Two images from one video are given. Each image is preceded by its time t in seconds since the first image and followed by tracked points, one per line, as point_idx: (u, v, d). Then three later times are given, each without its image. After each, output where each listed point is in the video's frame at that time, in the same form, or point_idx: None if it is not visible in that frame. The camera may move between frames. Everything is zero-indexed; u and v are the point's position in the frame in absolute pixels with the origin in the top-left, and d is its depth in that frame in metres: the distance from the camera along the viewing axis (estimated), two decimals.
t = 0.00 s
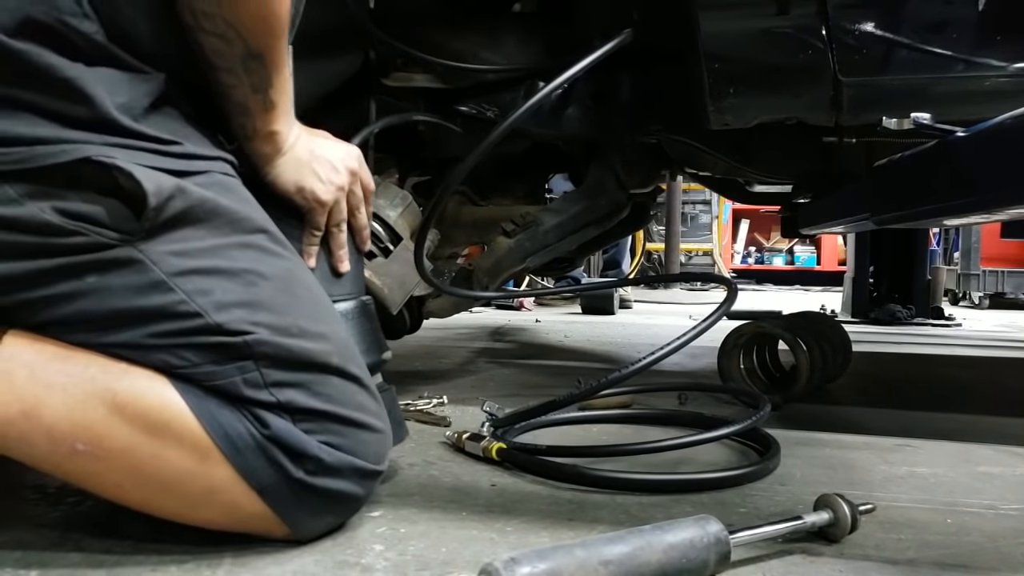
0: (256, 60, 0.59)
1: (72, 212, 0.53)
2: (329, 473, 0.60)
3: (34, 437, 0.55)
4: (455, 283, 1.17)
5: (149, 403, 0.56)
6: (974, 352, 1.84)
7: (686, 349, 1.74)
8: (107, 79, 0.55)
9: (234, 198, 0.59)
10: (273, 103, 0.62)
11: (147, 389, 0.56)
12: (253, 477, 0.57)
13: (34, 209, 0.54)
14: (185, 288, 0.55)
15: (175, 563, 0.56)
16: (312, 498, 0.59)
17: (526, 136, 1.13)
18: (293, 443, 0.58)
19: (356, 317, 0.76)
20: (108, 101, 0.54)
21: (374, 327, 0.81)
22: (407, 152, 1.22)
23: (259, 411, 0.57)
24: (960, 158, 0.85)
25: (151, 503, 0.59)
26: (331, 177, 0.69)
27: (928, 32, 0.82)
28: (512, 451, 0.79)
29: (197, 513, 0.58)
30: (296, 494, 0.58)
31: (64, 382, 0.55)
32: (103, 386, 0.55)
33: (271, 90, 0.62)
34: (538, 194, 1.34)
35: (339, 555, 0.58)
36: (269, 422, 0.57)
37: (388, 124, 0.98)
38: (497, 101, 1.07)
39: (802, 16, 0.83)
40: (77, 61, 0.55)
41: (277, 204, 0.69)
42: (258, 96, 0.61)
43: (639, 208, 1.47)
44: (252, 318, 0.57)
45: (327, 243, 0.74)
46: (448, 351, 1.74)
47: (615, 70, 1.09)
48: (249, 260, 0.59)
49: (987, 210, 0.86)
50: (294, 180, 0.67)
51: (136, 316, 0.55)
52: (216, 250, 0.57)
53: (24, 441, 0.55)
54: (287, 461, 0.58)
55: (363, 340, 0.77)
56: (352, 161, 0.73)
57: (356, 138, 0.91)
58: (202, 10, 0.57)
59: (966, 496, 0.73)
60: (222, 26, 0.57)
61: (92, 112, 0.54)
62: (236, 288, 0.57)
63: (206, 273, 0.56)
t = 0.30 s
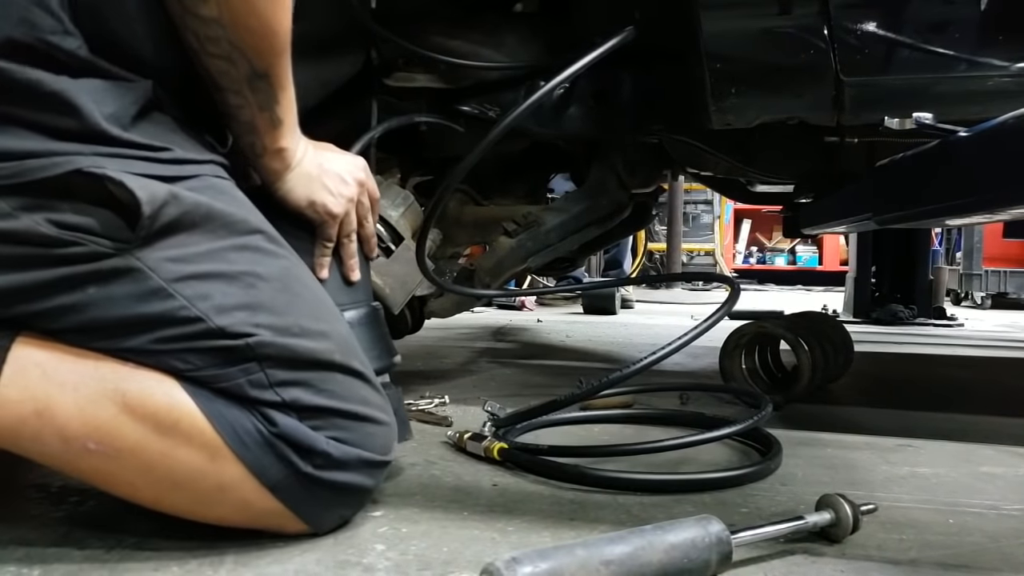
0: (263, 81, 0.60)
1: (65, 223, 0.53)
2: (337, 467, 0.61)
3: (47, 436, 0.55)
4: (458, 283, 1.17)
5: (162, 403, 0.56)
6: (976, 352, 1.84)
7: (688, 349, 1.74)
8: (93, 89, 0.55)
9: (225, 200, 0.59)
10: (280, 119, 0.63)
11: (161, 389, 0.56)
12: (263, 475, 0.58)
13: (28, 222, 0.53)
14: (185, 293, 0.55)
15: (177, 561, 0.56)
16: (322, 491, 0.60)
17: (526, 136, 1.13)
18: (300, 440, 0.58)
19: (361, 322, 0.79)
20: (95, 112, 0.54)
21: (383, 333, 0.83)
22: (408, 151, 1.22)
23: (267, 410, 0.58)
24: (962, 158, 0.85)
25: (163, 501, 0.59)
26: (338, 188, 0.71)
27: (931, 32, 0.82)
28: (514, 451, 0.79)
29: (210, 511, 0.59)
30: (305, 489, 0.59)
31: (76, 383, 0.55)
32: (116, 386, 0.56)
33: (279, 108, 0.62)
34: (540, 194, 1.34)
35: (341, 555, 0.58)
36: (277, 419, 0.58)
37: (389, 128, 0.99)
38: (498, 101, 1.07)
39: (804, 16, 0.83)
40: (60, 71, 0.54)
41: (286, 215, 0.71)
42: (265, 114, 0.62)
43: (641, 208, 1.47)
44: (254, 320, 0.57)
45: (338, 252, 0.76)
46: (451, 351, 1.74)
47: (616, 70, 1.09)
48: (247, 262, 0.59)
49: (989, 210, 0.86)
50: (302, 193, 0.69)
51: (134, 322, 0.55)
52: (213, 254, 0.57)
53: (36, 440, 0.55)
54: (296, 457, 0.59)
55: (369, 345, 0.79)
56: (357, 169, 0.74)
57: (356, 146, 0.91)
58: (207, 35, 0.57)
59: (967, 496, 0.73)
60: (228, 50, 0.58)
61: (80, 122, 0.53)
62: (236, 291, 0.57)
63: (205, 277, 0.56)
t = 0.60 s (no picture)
0: (280, 88, 0.62)
1: (61, 229, 0.53)
2: (342, 470, 0.61)
3: (52, 443, 0.55)
4: (459, 283, 1.18)
5: (168, 410, 0.56)
6: (979, 352, 1.84)
7: (690, 349, 1.74)
8: (85, 93, 0.55)
9: (220, 201, 0.59)
10: (295, 126, 0.66)
11: (167, 395, 0.56)
12: (270, 480, 0.58)
13: (24, 228, 0.53)
14: (186, 297, 0.55)
15: (178, 562, 0.56)
16: (328, 496, 0.60)
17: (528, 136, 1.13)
18: (305, 443, 0.59)
19: (369, 329, 0.79)
20: (88, 115, 0.54)
21: (393, 339, 0.83)
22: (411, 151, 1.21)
23: (272, 415, 0.59)
24: (964, 158, 0.85)
25: (170, 507, 0.59)
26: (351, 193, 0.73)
27: (933, 32, 0.81)
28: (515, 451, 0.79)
29: (217, 516, 0.59)
30: (310, 494, 0.59)
31: (81, 390, 0.55)
32: (122, 393, 0.56)
33: (295, 114, 0.65)
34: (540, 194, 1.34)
35: (342, 555, 0.58)
36: (282, 424, 0.58)
37: (402, 134, 1.00)
38: (501, 101, 1.07)
39: (806, 16, 0.83)
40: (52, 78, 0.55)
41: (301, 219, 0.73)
42: (281, 121, 0.64)
43: (643, 207, 1.47)
44: (255, 322, 0.57)
45: (349, 256, 0.78)
46: (453, 351, 1.74)
47: (618, 69, 1.09)
48: (245, 264, 0.59)
49: (991, 210, 0.85)
50: (317, 197, 0.71)
51: (134, 328, 0.55)
52: (211, 257, 0.57)
53: (41, 447, 0.55)
54: (302, 461, 0.59)
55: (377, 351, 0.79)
56: (369, 176, 0.76)
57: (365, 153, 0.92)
58: (225, 47, 0.59)
59: (969, 496, 0.73)
60: (247, 61, 0.60)
61: (73, 127, 0.54)
62: (236, 293, 0.57)
63: (204, 281, 0.56)
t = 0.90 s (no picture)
0: (315, 94, 0.63)
1: (84, 221, 0.54)
2: (354, 467, 0.61)
3: (70, 442, 0.55)
4: (460, 283, 1.18)
5: (185, 408, 0.56)
6: (981, 353, 1.84)
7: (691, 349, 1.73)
8: (111, 87, 0.57)
9: (236, 196, 0.61)
10: (329, 130, 0.67)
11: (182, 393, 0.56)
12: (283, 477, 0.58)
13: (49, 219, 0.53)
14: (204, 290, 0.56)
15: (180, 560, 0.56)
16: (338, 494, 0.60)
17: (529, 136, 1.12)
18: (319, 440, 0.59)
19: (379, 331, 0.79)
20: (113, 109, 0.55)
21: (405, 342, 0.83)
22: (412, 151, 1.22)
23: (286, 412, 0.59)
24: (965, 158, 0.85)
25: (186, 505, 0.59)
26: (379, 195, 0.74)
27: (934, 32, 0.82)
28: (517, 451, 0.80)
29: (233, 514, 0.59)
30: (323, 490, 0.59)
31: (98, 388, 0.55)
32: (138, 391, 0.56)
33: (329, 120, 0.66)
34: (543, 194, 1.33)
35: (343, 555, 0.58)
36: (297, 421, 0.59)
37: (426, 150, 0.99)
38: (503, 101, 1.06)
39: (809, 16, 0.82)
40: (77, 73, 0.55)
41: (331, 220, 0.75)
42: (315, 126, 0.65)
43: (643, 207, 1.47)
44: (272, 316, 0.58)
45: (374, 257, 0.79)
46: (453, 351, 1.74)
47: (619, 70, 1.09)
48: (258, 259, 0.59)
49: (991, 210, 0.86)
50: (348, 199, 0.73)
51: (150, 321, 0.55)
52: (229, 253, 0.58)
53: (59, 446, 0.55)
54: (315, 458, 0.59)
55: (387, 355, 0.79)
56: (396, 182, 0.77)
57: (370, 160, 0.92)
58: (264, 56, 0.60)
59: (971, 497, 0.73)
60: (284, 69, 0.61)
61: (99, 121, 0.55)
62: (253, 287, 0.58)
63: (222, 275, 0.57)
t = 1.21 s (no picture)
0: (387, 101, 0.65)
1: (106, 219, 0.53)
2: (367, 470, 0.61)
3: (88, 443, 0.55)
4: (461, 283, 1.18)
5: (204, 409, 0.56)
6: (982, 353, 1.84)
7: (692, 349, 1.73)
8: (137, 85, 0.57)
9: (257, 199, 0.61)
10: (396, 135, 0.68)
11: (202, 396, 0.57)
12: (299, 480, 0.58)
13: (74, 215, 0.53)
14: (227, 291, 0.56)
15: (182, 561, 0.56)
16: (349, 496, 0.61)
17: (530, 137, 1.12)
18: (335, 442, 0.59)
19: (401, 339, 0.76)
20: (140, 108, 0.55)
21: (430, 359, 0.79)
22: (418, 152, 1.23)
23: (304, 414, 0.59)
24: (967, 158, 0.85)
25: (201, 505, 0.59)
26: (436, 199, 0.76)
27: (936, 31, 0.81)
28: (518, 451, 0.80)
29: (248, 515, 0.59)
30: (336, 492, 0.60)
31: (118, 389, 0.55)
32: (158, 392, 0.56)
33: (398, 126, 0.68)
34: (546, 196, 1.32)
35: (344, 555, 0.58)
36: (314, 423, 0.59)
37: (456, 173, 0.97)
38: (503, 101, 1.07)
39: (810, 16, 0.82)
40: (106, 72, 0.55)
41: (389, 228, 0.77)
42: (386, 132, 0.67)
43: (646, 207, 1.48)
44: (293, 318, 0.58)
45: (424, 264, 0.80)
46: (454, 351, 1.74)
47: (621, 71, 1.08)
48: (279, 261, 0.59)
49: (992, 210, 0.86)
50: (412, 204, 0.75)
51: (169, 321, 0.55)
52: (253, 254, 0.58)
53: (78, 447, 0.55)
54: (330, 460, 0.60)
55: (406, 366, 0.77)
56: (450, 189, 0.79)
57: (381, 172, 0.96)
58: (341, 67, 0.61)
59: (972, 497, 0.73)
60: (362, 80, 0.62)
61: (126, 119, 0.55)
62: (274, 290, 0.58)
63: (243, 276, 0.57)
